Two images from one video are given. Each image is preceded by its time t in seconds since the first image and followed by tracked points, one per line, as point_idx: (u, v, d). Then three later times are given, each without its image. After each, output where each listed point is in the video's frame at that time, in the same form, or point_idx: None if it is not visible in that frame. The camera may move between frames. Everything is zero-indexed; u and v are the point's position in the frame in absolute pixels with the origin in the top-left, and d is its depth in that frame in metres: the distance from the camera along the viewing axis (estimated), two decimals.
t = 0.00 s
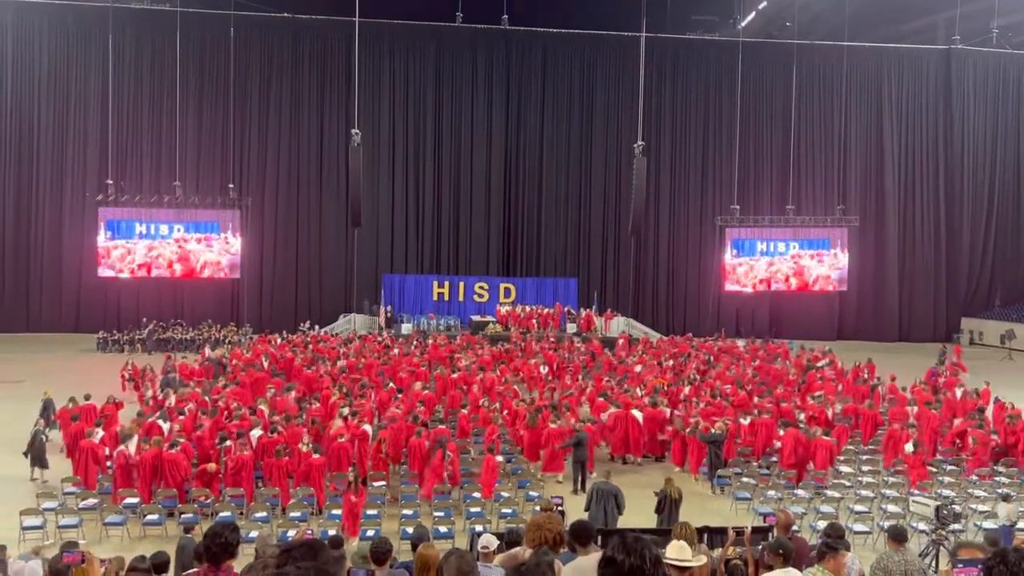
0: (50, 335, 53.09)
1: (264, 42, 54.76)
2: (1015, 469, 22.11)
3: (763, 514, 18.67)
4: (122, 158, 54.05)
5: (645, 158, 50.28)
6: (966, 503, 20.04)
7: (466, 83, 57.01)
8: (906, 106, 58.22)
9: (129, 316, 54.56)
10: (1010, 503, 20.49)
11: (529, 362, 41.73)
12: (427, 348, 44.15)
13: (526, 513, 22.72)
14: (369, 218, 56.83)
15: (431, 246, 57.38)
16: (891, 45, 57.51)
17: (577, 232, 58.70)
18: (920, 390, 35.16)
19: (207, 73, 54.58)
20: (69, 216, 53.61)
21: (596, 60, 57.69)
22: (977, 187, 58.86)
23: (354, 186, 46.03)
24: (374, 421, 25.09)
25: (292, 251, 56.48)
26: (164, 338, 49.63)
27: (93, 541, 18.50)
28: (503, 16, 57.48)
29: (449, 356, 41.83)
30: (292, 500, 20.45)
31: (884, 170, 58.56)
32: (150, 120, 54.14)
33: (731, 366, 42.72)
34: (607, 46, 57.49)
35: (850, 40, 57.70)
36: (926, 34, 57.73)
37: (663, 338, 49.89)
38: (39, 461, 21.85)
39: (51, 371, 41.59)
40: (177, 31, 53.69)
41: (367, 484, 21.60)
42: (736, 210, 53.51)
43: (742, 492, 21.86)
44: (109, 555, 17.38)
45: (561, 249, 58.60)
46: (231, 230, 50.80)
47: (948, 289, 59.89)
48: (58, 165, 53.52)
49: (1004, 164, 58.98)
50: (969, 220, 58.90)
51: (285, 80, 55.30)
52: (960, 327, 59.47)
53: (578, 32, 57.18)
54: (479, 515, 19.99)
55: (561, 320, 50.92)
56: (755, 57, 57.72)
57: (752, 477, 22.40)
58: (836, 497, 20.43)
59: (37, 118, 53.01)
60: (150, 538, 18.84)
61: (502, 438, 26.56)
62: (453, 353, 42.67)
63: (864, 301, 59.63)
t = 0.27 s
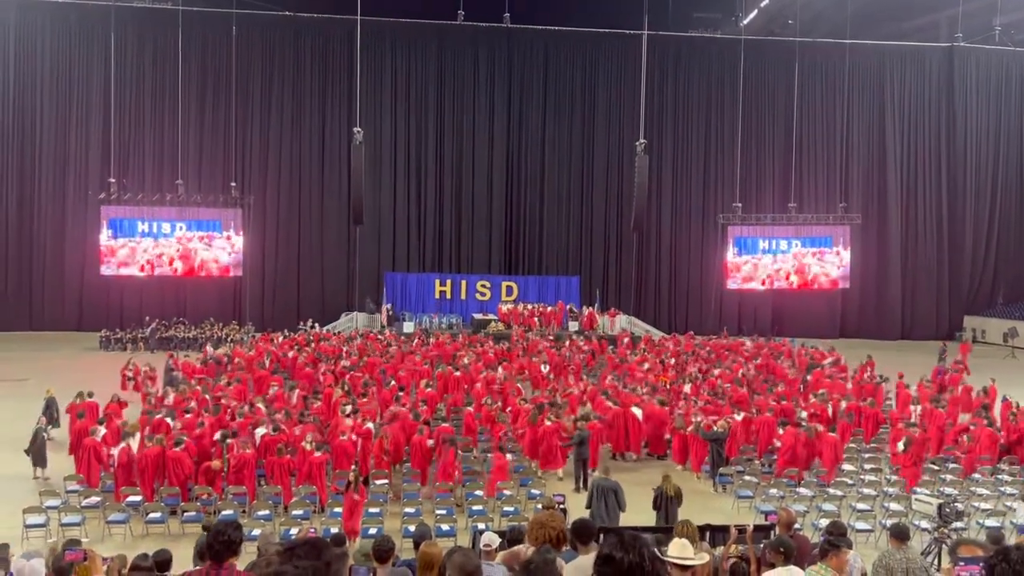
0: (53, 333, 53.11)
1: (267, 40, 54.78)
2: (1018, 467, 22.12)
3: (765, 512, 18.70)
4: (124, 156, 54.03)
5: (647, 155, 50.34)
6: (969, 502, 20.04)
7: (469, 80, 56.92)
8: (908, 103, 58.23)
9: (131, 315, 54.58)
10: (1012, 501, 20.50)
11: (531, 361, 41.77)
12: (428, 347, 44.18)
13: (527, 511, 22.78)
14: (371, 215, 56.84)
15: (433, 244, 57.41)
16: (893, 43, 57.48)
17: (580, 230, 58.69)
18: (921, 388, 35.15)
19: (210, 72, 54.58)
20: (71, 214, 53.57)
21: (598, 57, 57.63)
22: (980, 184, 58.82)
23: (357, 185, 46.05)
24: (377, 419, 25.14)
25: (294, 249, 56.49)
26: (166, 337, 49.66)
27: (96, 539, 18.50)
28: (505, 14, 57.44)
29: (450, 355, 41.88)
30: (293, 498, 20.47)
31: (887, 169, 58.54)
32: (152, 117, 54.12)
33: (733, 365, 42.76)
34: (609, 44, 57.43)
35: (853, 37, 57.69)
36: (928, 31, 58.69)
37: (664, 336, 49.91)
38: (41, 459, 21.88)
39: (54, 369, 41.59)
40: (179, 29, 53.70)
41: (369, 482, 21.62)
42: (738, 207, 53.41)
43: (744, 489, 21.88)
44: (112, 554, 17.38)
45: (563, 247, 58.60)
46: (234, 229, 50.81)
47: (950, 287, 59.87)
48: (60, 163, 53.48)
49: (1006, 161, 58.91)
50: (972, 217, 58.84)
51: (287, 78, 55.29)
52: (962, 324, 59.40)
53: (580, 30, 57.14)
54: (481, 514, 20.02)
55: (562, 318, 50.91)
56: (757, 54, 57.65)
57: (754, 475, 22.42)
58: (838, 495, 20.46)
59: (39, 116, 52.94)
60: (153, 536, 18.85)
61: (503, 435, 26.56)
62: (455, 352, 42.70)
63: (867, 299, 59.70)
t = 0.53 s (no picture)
0: (56, 331, 53.16)
1: (270, 38, 54.78)
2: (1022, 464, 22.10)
3: (768, 509, 18.71)
4: (128, 154, 54.04)
5: (651, 153, 50.31)
6: (972, 499, 20.04)
7: (472, 77, 57.00)
8: (912, 99, 58.08)
9: (135, 313, 54.65)
10: (1015, 498, 20.48)
11: (534, 358, 41.75)
12: (431, 345, 44.16)
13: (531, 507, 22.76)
14: (374, 213, 56.87)
15: (436, 242, 57.40)
16: (897, 39, 57.40)
17: (583, 228, 58.67)
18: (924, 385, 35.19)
19: (213, 70, 54.59)
20: (74, 213, 53.59)
21: (601, 55, 57.58)
22: (983, 181, 58.88)
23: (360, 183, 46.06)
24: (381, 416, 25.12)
25: (298, 246, 56.50)
26: (170, 335, 49.69)
27: (101, 537, 18.52)
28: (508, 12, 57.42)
29: (453, 353, 41.87)
30: (297, 495, 20.48)
31: (890, 165, 58.46)
32: (156, 116, 54.14)
33: (736, 362, 42.72)
34: (612, 41, 57.37)
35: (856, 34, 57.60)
36: (933, 28, 58.57)
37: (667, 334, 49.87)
38: (47, 456, 21.93)
39: (57, 367, 41.62)
40: (182, 27, 53.71)
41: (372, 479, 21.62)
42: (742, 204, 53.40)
43: (748, 487, 21.85)
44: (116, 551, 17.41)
45: (566, 245, 58.61)
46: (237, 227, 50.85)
47: (953, 284, 59.90)
48: (64, 162, 53.51)
49: (1010, 157, 58.89)
50: (975, 214, 58.93)
51: (290, 76, 55.33)
52: (965, 321, 59.38)
53: (583, 27, 57.12)
54: (484, 510, 20.02)
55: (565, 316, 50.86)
56: (760, 52, 57.60)
57: (757, 472, 22.40)
58: (841, 492, 20.45)
59: (42, 115, 52.97)
60: (157, 533, 18.89)
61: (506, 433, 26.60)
62: (458, 349, 42.68)
63: (870, 297, 59.65)
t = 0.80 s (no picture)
0: (59, 328, 53.20)
1: (271, 36, 54.71)
2: None
3: (769, 507, 18.71)
4: (130, 152, 54.06)
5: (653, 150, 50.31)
6: (974, 496, 20.02)
7: (474, 75, 56.99)
8: (915, 96, 58.08)
9: (138, 310, 54.70)
10: (1017, 495, 20.46)
11: (536, 357, 41.76)
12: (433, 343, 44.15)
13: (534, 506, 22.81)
14: (376, 210, 56.88)
15: (438, 239, 57.43)
16: (899, 36, 57.32)
17: (584, 223, 58.68)
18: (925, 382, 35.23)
19: (214, 67, 54.54)
20: (76, 211, 53.61)
21: (603, 52, 57.50)
22: (986, 177, 58.86)
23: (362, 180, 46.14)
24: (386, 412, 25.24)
25: (300, 244, 56.52)
26: (173, 332, 49.75)
27: (104, 534, 18.56)
28: (509, 9, 57.34)
29: (455, 351, 41.85)
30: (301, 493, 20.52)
31: (891, 163, 58.46)
32: (158, 114, 54.16)
33: (738, 361, 42.69)
34: (614, 39, 57.30)
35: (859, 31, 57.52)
36: (935, 25, 57.81)
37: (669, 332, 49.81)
38: (51, 453, 21.98)
39: (61, 365, 41.68)
40: (183, 25, 53.66)
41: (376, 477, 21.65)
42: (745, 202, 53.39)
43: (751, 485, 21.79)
44: (119, 548, 17.44)
45: (568, 241, 58.67)
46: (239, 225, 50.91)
47: (957, 281, 59.88)
48: (66, 160, 53.54)
49: (1014, 154, 58.87)
50: (978, 211, 58.93)
51: (292, 74, 55.31)
52: (969, 319, 59.32)
53: (584, 24, 57.05)
54: (487, 508, 20.08)
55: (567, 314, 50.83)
56: (762, 49, 57.54)
57: (760, 470, 22.35)
58: (843, 490, 20.43)
59: (43, 113, 53.01)
60: (160, 530, 18.91)
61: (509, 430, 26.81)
62: (461, 347, 42.71)
63: (873, 294, 59.56)
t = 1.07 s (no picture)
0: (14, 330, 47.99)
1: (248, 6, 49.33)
2: None
3: None
4: (92, 135, 48.84)
5: (672, 133, 45.11)
6: None
7: (472, 51, 51.80)
8: (964, 67, 52.69)
9: (101, 311, 49.33)
10: None
11: (545, 366, 36.77)
12: (428, 348, 39.09)
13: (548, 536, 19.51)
14: (365, 200, 51.63)
15: (432, 233, 52.32)
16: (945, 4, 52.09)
17: (593, 216, 53.43)
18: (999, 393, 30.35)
19: (186, 41, 49.22)
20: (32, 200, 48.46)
21: (615, 24, 52.24)
22: None
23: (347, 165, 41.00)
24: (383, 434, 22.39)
25: (281, 238, 51.13)
26: (138, 334, 44.78)
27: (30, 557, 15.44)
28: None
29: (453, 358, 36.81)
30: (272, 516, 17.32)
31: (939, 141, 52.99)
32: (123, 92, 48.89)
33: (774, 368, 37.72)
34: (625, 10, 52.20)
35: None
36: None
37: (690, 334, 44.78)
38: None
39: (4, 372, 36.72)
40: None
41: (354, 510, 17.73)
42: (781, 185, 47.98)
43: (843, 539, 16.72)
44: None
45: (575, 235, 53.51)
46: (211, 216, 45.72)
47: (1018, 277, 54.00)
48: (20, 144, 48.41)
49: None
50: None
51: (272, 47, 49.84)
52: None
53: None
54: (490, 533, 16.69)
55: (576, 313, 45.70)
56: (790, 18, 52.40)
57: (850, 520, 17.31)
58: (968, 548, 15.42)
59: None
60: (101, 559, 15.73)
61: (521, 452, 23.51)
62: (459, 352, 37.65)
63: (919, 289, 53.97)
